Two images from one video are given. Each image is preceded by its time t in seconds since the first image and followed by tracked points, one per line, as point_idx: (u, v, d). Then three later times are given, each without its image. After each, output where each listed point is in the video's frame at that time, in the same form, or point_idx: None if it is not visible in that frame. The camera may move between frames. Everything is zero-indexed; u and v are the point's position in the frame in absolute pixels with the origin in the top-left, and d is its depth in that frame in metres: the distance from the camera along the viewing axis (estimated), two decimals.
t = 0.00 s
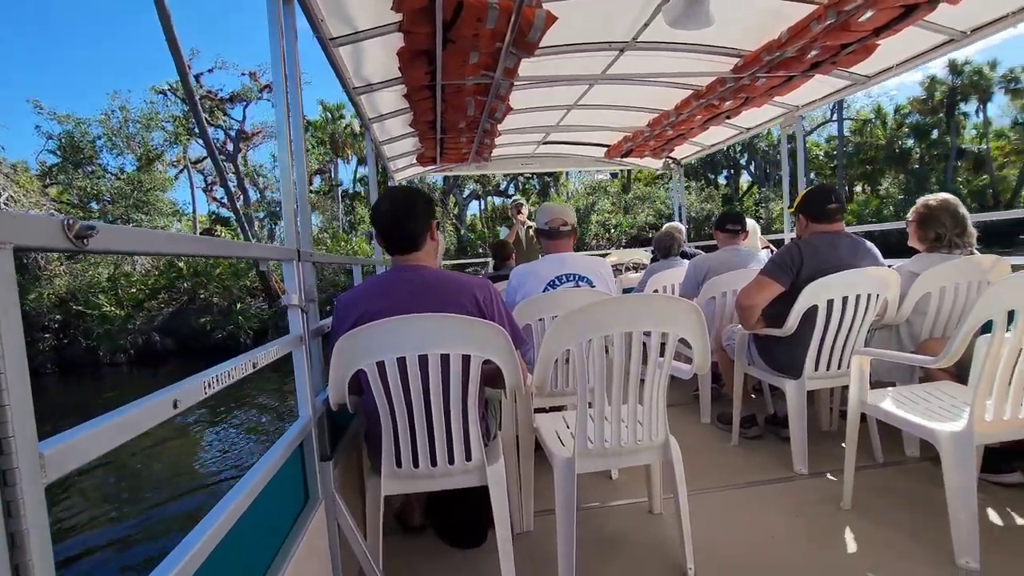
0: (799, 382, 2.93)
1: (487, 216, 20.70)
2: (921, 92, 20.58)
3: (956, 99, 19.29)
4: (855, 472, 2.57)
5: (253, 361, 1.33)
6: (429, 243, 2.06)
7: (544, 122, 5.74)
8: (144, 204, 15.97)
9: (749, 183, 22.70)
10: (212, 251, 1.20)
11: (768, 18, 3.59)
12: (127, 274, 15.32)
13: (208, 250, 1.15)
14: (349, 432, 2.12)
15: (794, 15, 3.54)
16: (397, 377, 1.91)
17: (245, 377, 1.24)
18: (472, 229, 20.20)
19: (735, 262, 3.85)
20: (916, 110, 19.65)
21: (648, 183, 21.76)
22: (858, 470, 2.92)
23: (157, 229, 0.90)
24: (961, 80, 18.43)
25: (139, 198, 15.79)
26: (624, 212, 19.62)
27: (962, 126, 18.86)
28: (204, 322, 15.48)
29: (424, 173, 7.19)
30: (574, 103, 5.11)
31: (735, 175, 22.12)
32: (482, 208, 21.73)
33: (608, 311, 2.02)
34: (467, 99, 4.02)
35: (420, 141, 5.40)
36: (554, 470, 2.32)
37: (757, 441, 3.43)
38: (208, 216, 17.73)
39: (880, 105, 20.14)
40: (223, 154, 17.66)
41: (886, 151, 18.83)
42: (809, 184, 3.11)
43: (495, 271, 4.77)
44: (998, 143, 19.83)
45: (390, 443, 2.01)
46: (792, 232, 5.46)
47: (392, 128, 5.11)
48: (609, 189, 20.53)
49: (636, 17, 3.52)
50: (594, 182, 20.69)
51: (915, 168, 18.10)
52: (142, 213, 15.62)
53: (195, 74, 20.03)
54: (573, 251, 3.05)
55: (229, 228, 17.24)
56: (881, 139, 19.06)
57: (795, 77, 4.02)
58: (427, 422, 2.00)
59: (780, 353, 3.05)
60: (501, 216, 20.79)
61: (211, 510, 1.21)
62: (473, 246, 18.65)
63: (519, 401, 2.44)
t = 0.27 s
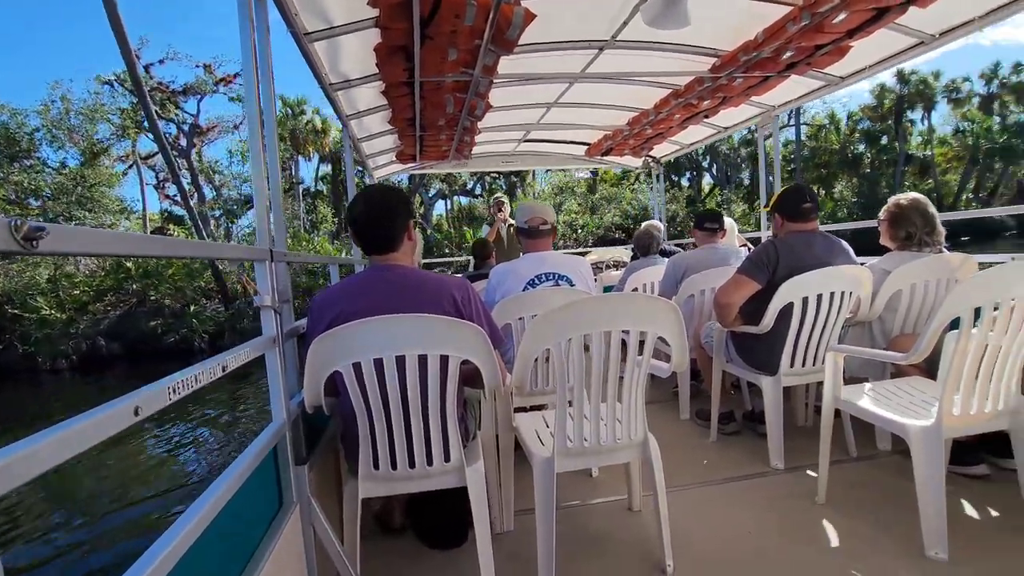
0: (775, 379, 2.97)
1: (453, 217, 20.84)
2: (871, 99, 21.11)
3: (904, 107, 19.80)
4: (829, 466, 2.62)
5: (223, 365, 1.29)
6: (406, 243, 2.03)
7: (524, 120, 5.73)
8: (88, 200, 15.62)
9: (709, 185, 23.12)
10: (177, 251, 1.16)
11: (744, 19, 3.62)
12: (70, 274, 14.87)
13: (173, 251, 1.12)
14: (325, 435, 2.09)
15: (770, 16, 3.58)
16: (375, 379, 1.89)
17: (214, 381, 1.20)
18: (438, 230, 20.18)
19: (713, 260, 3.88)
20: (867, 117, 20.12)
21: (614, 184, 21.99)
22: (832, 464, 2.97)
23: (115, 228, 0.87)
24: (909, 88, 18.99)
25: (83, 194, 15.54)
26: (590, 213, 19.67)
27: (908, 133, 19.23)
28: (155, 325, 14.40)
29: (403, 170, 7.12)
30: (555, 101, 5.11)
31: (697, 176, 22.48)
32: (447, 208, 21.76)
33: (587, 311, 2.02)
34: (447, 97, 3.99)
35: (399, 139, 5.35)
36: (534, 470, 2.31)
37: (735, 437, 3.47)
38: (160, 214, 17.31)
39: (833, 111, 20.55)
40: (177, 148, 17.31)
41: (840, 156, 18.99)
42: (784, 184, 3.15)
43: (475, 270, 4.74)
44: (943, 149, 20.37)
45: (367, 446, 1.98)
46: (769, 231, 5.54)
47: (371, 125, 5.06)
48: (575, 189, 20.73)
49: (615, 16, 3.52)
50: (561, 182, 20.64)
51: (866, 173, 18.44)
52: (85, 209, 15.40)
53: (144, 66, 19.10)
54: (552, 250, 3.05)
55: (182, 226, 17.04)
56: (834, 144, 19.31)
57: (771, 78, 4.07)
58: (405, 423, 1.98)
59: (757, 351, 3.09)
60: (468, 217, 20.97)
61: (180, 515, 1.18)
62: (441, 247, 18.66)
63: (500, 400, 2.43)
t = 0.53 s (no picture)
0: (740, 380, 3.02)
1: (407, 217, 20.91)
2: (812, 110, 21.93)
3: (842, 119, 20.51)
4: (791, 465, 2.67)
5: (172, 372, 1.23)
6: (371, 244, 1.98)
7: (495, 120, 5.70)
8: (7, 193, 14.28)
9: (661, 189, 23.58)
10: (116, 253, 1.09)
11: (711, 25, 3.69)
12: None
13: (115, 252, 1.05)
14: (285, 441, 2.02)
15: (736, 23, 3.65)
16: (337, 383, 1.83)
17: (161, 390, 1.14)
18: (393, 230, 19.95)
19: (680, 261, 3.92)
20: (808, 127, 20.79)
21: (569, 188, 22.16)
22: (795, 462, 3.04)
23: (43, 229, 0.81)
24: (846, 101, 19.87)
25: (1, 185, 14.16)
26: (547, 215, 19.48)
27: (845, 143, 20.09)
28: (84, 329, 13.11)
29: (372, 169, 7.02)
30: (526, 102, 5.10)
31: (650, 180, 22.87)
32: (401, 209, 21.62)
33: (555, 313, 2.00)
34: (416, 95, 3.93)
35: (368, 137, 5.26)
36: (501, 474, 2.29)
37: (701, 437, 3.52)
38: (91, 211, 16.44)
39: (778, 121, 21.12)
40: (105, 139, 15.99)
41: (784, 163, 19.60)
42: (749, 188, 3.21)
43: (444, 271, 4.68)
44: (878, 160, 21.16)
45: (329, 452, 1.92)
46: (735, 234, 5.65)
47: (338, 122, 4.96)
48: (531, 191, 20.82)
49: (585, 18, 3.52)
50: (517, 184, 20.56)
51: (808, 180, 19.01)
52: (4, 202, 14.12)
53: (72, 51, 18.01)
54: (522, 251, 3.03)
55: (116, 223, 16.09)
56: (779, 152, 19.92)
57: (738, 83, 4.15)
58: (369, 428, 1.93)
59: (723, 352, 3.13)
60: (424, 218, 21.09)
61: (123, 531, 1.11)
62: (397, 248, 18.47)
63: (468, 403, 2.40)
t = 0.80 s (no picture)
0: (700, 389, 3.09)
1: (358, 219, 20.55)
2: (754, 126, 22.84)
3: (780, 135, 21.52)
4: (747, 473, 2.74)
5: (114, 385, 1.17)
6: (332, 252, 1.94)
7: (463, 126, 5.69)
8: None
9: (612, 198, 23.96)
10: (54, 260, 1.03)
11: (676, 42, 3.78)
12: None
13: (55, 260, 1.00)
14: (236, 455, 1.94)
15: (700, 41, 3.75)
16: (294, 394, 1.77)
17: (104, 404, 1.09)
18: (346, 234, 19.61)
19: (644, 271, 3.99)
20: (749, 142, 21.73)
21: (523, 196, 22.30)
22: (751, 469, 3.12)
23: None
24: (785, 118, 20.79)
25: None
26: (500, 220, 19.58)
27: (783, 159, 21.03)
28: None
29: (337, 171, 6.89)
30: (494, 109, 5.11)
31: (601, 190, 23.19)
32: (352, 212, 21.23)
33: (518, 323, 2.00)
34: (383, 99, 3.89)
35: (332, 139, 5.16)
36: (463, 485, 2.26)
37: (662, 444, 3.57)
38: None
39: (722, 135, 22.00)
40: (20, 127, 13.70)
41: (727, 176, 20.45)
42: (709, 201, 3.29)
43: (410, 276, 4.63)
44: (812, 175, 22.30)
45: (285, 466, 1.86)
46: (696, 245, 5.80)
47: (302, 123, 4.85)
48: (484, 198, 20.84)
49: (554, 30, 3.56)
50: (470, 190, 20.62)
51: (750, 193, 19.83)
52: None
53: None
54: (488, 260, 3.02)
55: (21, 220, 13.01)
56: (723, 165, 20.76)
57: (701, 98, 4.25)
58: (327, 440, 1.88)
59: (684, 362, 3.19)
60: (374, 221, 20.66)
61: (58, 554, 1.05)
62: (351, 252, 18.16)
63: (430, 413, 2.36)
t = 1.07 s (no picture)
0: (659, 401, 3.14)
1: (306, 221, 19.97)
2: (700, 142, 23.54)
3: (724, 152, 22.28)
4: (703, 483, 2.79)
5: (48, 398, 1.10)
6: (291, 258, 1.89)
7: (432, 132, 5.66)
8: None
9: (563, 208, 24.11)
10: None
11: (642, 60, 3.87)
12: None
13: None
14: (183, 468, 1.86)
15: (665, 59, 3.84)
16: (247, 405, 1.71)
17: (33, 418, 1.02)
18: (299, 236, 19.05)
19: (607, 283, 4.03)
20: (695, 157, 22.41)
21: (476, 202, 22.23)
22: (708, 479, 3.18)
23: None
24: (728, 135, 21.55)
25: None
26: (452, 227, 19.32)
27: (726, 175, 21.72)
28: None
29: (299, 172, 6.73)
30: (462, 117, 5.10)
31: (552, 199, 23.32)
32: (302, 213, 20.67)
33: (480, 335, 1.99)
34: (349, 103, 3.83)
35: (296, 140, 5.05)
36: (421, 497, 2.23)
37: (622, 455, 3.61)
38: None
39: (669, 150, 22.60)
40: None
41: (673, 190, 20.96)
42: (671, 217, 3.37)
43: (373, 282, 4.55)
44: (751, 192, 23.14)
45: (235, 479, 1.79)
46: (659, 258, 5.91)
47: (264, 122, 4.73)
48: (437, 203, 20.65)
49: (524, 42, 3.59)
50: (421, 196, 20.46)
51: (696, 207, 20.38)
52: None
53: None
54: (454, 268, 3.00)
55: None
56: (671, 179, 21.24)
57: (665, 115, 4.35)
58: (280, 453, 1.81)
59: (644, 374, 3.24)
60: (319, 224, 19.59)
61: None
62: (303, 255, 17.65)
63: (389, 424, 2.33)
